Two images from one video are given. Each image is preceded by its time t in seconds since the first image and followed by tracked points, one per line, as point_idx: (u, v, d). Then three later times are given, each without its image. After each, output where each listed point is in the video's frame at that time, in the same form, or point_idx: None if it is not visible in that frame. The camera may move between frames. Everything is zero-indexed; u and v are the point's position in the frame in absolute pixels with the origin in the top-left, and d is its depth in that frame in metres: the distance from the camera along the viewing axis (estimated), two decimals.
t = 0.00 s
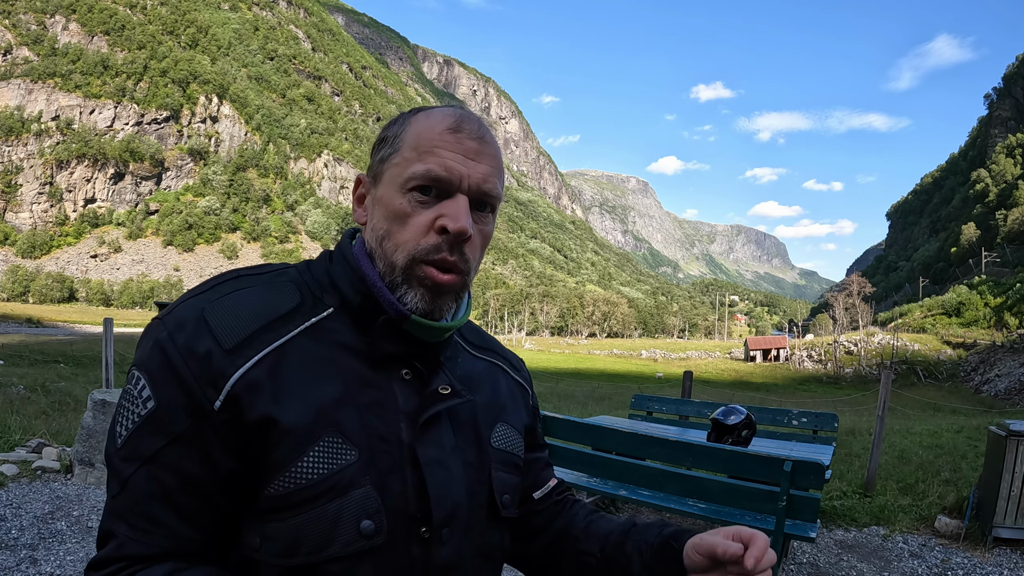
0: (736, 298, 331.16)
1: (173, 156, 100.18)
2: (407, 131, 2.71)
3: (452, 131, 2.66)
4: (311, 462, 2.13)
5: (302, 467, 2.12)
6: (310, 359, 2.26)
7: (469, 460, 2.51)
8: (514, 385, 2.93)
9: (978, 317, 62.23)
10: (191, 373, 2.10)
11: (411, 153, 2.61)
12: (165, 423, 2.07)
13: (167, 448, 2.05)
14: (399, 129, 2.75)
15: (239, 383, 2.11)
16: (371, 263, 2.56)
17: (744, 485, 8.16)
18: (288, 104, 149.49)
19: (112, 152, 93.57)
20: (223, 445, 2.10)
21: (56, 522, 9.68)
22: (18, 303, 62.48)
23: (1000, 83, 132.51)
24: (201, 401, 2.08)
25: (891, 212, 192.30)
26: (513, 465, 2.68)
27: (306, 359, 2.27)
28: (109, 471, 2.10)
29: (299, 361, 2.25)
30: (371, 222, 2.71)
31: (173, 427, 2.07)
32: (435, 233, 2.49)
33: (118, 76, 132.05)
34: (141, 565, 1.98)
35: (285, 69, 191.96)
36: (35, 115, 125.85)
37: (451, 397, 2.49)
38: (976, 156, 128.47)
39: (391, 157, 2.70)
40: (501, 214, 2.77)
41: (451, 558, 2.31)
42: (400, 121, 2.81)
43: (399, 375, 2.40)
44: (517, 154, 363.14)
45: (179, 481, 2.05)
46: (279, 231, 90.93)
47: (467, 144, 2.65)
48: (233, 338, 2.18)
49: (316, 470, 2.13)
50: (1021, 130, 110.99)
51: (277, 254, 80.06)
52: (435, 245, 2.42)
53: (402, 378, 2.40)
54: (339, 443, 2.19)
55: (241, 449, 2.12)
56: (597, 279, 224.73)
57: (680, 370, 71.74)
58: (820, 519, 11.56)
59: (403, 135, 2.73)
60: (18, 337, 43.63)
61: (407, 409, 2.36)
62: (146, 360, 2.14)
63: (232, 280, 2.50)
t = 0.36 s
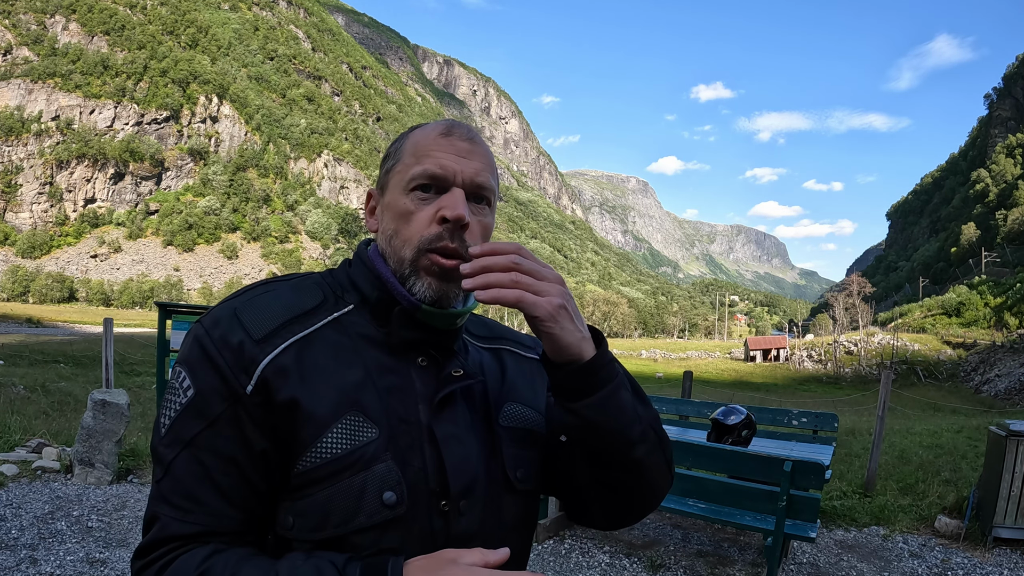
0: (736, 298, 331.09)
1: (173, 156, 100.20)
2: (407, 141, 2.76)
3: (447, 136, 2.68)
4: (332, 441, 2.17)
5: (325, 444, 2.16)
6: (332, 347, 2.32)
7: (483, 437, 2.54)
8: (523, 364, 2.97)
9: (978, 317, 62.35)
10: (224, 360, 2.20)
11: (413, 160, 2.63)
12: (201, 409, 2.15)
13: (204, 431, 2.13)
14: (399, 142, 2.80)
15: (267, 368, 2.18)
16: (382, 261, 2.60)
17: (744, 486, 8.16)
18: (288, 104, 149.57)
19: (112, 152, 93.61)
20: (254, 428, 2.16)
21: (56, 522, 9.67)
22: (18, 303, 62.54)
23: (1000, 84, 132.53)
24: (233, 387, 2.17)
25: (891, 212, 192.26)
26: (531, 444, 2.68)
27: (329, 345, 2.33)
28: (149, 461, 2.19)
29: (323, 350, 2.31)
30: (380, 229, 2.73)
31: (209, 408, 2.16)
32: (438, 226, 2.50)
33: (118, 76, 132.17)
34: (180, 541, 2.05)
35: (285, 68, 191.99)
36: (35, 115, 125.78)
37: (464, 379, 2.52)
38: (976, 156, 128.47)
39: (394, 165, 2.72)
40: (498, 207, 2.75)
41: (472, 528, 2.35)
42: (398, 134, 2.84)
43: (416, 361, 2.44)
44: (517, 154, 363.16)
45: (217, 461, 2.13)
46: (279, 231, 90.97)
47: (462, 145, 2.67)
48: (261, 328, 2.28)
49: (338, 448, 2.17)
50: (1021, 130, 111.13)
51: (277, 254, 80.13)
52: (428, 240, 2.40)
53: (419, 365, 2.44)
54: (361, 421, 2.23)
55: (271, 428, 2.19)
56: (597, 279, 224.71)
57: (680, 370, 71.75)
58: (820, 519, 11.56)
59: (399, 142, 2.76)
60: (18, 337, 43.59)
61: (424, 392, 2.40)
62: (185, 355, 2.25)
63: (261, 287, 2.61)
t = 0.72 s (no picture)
0: (735, 298, 331.20)
1: (173, 157, 100.13)
2: (412, 146, 2.76)
3: (454, 145, 2.68)
4: (335, 437, 2.18)
5: (328, 443, 2.16)
6: (335, 348, 2.33)
7: (480, 433, 2.55)
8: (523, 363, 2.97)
9: (978, 317, 62.43)
10: (227, 364, 2.19)
11: (420, 165, 2.61)
12: (205, 410, 2.15)
13: (210, 432, 2.13)
14: (405, 148, 2.79)
15: (272, 368, 2.20)
16: (383, 266, 2.59)
17: (745, 486, 8.16)
18: (288, 103, 149.58)
19: (112, 152, 93.63)
20: (258, 431, 2.17)
21: (56, 521, 9.68)
22: (19, 303, 62.59)
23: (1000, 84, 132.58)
24: (237, 391, 2.17)
25: (891, 212, 192.22)
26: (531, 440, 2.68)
27: (330, 347, 2.33)
28: (153, 465, 2.18)
29: (324, 349, 2.32)
30: (383, 230, 2.70)
31: (213, 411, 2.16)
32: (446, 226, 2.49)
33: (118, 76, 132.28)
34: (182, 538, 2.04)
35: (285, 68, 191.88)
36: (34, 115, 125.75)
37: (462, 376, 2.52)
38: (976, 157, 128.58)
39: (400, 172, 2.69)
40: (501, 211, 2.76)
41: (473, 519, 2.35)
42: (403, 142, 2.83)
43: (413, 362, 2.43)
44: (517, 154, 363.13)
45: (222, 462, 2.12)
46: (279, 231, 91.03)
47: (468, 154, 2.68)
48: (263, 331, 2.29)
49: (341, 445, 2.17)
50: (1021, 130, 111.18)
51: (277, 255, 80.19)
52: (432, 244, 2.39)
53: (417, 364, 2.44)
54: (362, 422, 2.23)
55: (275, 429, 2.20)
56: (597, 279, 224.66)
57: (680, 370, 71.79)
58: (820, 519, 11.57)
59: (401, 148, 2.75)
60: (17, 338, 43.52)
61: (421, 390, 2.39)
62: (188, 359, 2.25)
63: (262, 292, 2.60)
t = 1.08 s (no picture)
0: (736, 298, 331.14)
1: (173, 157, 100.16)
2: (401, 140, 2.76)
3: (445, 139, 2.67)
4: (343, 445, 2.18)
5: (333, 450, 2.17)
6: (336, 354, 2.33)
7: (483, 438, 2.54)
8: (513, 364, 2.98)
9: (978, 317, 62.42)
10: (229, 368, 2.19)
11: (410, 164, 2.61)
12: (207, 418, 2.14)
13: (215, 440, 2.13)
14: (393, 147, 2.78)
15: (276, 375, 2.20)
16: (380, 268, 2.58)
17: (745, 485, 8.16)
18: (288, 103, 149.78)
19: (112, 152, 93.63)
20: (262, 437, 2.17)
21: (56, 522, 9.68)
22: (18, 304, 62.52)
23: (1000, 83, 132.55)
24: (241, 396, 2.16)
25: (891, 212, 192.26)
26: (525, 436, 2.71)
27: (332, 352, 2.34)
28: (157, 477, 2.17)
29: (327, 354, 2.32)
30: (376, 230, 2.70)
31: (215, 418, 2.15)
32: (442, 227, 2.51)
33: (118, 76, 132.17)
34: (188, 547, 2.03)
35: (285, 68, 191.97)
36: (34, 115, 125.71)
37: (461, 380, 2.51)
38: (976, 156, 128.58)
39: (390, 170, 2.69)
40: (493, 208, 2.78)
41: (474, 522, 2.37)
42: (388, 138, 2.83)
43: (412, 366, 2.43)
44: (517, 154, 363.18)
45: (227, 469, 2.12)
46: (279, 231, 91.05)
47: (459, 149, 2.68)
48: (264, 337, 2.28)
49: (345, 452, 2.18)
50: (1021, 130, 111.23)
51: (277, 255, 80.21)
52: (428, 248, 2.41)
53: (416, 369, 2.43)
54: (366, 426, 2.23)
55: (279, 436, 2.20)
56: (597, 279, 224.70)
57: (680, 370, 71.81)
58: (820, 519, 11.58)
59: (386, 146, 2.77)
60: (18, 338, 43.56)
61: (423, 394, 2.40)
62: (188, 363, 2.24)
63: (261, 293, 2.61)
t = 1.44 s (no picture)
0: (736, 298, 331.13)
1: (173, 156, 100.17)
2: (391, 137, 2.67)
3: (442, 143, 2.62)
4: (346, 443, 2.18)
5: (338, 450, 2.17)
6: (340, 353, 2.34)
7: (485, 435, 2.54)
8: (513, 363, 2.95)
9: (978, 317, 62.44)
10: (233, 367, 2.19)
11: (408, 169, 2.56)
12: (211, 414, 2.14)
13: (221, 435, 2.13)
14: (384, 149, 2.73)
15: (279, 373, 2.19)
16: (380, 272, 2.56)
17: (745, 487, 8.16)
18: (288, 103, 149.77)
19: (112, 152, 93.62)
20: (261, 432, 2.16)
21: (56, 521, 9.67)
22: (19, 303, 62.58)
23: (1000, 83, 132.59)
24: (244, 394, 2.16)
25: (891, 212, 192.23)
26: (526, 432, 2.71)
27: (334, 353, 2.33)
28: (160, 473, 2.16)
29: (329, 354, 2.31)
30: (372, 237, 2.65)
31: (218, 416, 2.14)
32: (445, 239, 2.50)
33: (119, 76, 132.20)
34: (195, 537, 2.03)
35: (285, 68, 192.04)
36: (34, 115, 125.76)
37: (462, 379, 2.50)
38: (976, 157, 128.70)
39: (383, 174, 2.63)
40: (489, 207, 2.74)
41: (477, 521, 2.36)
42: (377, 139, 2.78)
43: (414, 363, 2.42)
44: (517, 154, 363.18)
45: (231, 468, 2.13)
46: (279, 231, 91.07)
47: (453, 152, 2.63)
48: (267, 336, 2.28)
49: (348, 453, 2.17)
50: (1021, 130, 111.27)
51: (277, 255, 80.25)
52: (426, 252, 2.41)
53: (418, 367, 2.43)
54: (370, 426, 2.23)
55: (283, 434, 2.20)
56: (597, 279, 224.71)
57: (680, 370, 71.83)
58: (820, 519, 11.57)
59: (378, 145, 2.71)
60: (18, 338, 43.56)
61: (426, 393, 2.40)
62: (191, 362, 2.22)
63: (260, 292, 2.58)
